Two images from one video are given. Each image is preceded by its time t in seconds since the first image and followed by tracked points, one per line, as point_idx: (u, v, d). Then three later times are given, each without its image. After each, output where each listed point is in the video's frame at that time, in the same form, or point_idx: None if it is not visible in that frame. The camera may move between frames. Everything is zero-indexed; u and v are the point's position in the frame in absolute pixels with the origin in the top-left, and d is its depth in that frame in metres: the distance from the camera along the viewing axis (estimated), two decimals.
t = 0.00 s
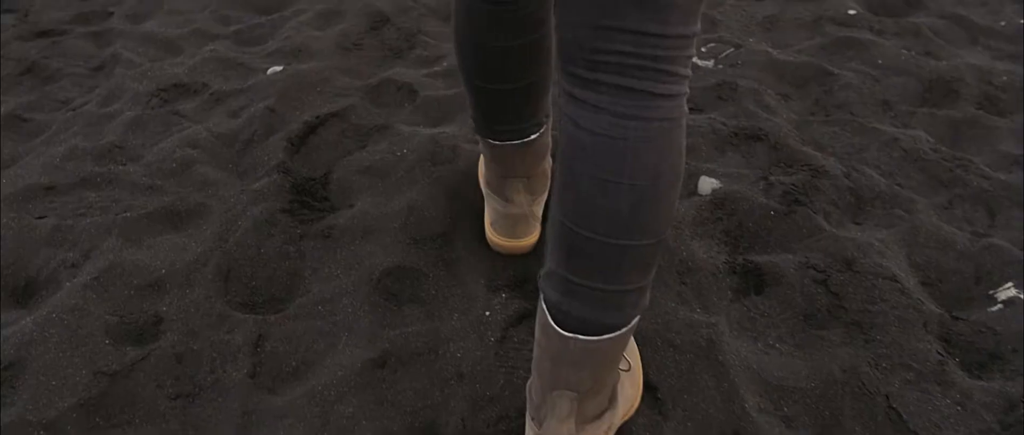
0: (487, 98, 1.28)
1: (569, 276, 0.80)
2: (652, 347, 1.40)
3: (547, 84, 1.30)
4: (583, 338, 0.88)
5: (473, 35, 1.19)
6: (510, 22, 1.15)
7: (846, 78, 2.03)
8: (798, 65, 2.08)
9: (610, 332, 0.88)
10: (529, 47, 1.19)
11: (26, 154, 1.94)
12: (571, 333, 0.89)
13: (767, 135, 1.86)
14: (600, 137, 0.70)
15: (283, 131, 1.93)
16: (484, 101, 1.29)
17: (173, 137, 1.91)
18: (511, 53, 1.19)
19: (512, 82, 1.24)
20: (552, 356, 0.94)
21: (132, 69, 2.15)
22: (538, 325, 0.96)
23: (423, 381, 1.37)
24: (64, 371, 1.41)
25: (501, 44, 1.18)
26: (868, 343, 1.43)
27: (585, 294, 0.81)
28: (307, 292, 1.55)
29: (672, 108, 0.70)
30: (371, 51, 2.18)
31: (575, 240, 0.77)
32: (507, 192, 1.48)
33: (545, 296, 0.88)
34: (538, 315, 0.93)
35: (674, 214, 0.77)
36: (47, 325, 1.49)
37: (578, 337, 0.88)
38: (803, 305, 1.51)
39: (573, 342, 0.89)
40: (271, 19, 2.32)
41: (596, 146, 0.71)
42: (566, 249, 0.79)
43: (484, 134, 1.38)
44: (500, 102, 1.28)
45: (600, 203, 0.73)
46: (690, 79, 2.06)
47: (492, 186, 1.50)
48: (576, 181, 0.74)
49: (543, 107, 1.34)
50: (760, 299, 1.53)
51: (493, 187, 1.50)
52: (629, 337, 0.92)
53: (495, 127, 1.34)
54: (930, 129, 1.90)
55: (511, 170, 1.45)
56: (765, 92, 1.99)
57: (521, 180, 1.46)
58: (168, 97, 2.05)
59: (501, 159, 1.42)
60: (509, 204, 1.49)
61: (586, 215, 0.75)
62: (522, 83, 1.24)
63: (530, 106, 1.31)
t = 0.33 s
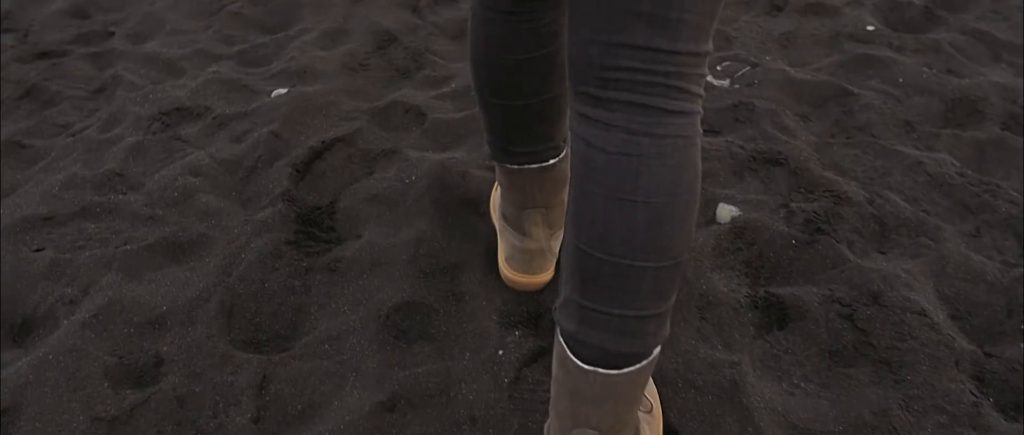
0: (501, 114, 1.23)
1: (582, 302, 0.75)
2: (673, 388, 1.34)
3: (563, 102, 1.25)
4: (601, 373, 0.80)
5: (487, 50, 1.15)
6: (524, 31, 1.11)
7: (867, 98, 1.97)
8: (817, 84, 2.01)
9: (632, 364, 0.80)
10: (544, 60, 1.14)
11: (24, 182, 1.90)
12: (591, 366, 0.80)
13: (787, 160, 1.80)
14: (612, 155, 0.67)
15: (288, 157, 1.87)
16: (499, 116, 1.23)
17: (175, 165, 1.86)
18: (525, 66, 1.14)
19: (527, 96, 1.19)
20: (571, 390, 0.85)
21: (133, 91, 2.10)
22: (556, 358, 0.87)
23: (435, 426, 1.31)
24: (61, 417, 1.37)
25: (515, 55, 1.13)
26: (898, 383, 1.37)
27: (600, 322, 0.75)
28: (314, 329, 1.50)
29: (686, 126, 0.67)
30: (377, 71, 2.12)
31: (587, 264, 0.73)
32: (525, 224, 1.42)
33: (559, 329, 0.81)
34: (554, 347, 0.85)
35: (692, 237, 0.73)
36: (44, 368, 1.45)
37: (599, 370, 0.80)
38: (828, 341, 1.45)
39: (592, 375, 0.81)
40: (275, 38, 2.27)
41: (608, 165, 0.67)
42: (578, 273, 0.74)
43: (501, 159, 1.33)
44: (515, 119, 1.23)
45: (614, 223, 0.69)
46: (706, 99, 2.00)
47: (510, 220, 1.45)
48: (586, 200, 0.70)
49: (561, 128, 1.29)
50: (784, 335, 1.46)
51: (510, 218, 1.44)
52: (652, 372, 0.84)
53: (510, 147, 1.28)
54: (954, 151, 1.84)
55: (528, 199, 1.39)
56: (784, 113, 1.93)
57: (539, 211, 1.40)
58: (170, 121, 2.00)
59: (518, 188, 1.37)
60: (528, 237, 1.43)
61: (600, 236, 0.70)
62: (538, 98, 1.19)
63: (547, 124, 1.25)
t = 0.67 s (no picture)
0: (501, 147, 1.15)
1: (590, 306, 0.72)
2: None
3: (565, 138, 1.18)
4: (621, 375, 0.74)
5: (486, 82, 1.09)
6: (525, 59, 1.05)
7: (877, 128, 1.92)
8: (825, 113, 1.97)
9: (648, 373, 0.74)
10: (546, 92, 1.08)
11: (13, 226, 1.85)
12: (606, 371, 0.75)
13: (796, 195, 1.75)
14: (614, 159, 0.66)
15: (284, 197, 1.82)
16: (500, 149, 1.16)
17: (168, 206, 1.81)
18: (525, 96, 1.08)
19: (529, 127, 1.11)
20: (586, 397, 0.79)
21: (125, 128, 2.05)
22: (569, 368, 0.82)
23: None
24: None
25: (514, 85, 1.07)
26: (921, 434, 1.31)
27: (609, 326, 0.71)
28: (311, 382, 1.44)
29: (688, 131, 0.67)
30: (375, 104, 2.07)
31: (594, 270, 0.71)
32: (530, 268, 1.37)
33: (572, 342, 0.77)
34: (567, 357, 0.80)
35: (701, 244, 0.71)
36: (30, 428, 1.38)
37: (615, 375, 0.75)
38: (845, 389, 1.38)
39: (607, 379, 0.75)
40: (270, 70, 2.22)
41: (610, 169, 0.67)
42: (585, 277, 0.72)
43: (504, 197, 1.27)
44: (514, 153, 1.16)
45: (619, 225, 0.68)
46: (713, 131, 1.95)
47: (514, 266, 1.39)
48: (589, 202, 0.69)
49: (564, 164, 1.22)
50: (799, 383, 1.39)
51: (514, 263, 1.39)
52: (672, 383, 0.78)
53: (510, 182, 1.22)
54: (968, 183, 1.79)
55: (532, 242, 1.33)
56: (792, 144, 1.88)
57: (544, 255, 1.35)
58: (162, 160, 1.95)
59: (522, 230, 1.31)
60: (534, 282, 1.38)
61: (606, 237, 0.69)
62: (540, 131, 1.13)
63: (548, 160, 1.18)
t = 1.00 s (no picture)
0: (493, 190, 1.02)
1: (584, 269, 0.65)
2: None
3: (560, 181, 1.05)
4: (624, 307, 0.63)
5: (476, 119, 0.96)
6: (518, 95, 0.93)
7: (881, 162, 1.88)
8: (827, 147, 1.93)
9: (653, 327, 0.63)
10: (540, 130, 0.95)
11: None
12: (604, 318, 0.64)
13: (800, 234, 1.71)
14: (613, 130, 0.63)
15: (274, 240, 1.77)
16: (491, 193, 1.03)
17: (155, 251, 1.76)
18: (518, 137, 0.95)
19: (522, 170, 0.99)
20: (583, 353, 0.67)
21: (112, 168, 2.00)
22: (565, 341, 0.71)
23: None
24: None
25: (506, 124, 0.94)
26: None
27: (602, 288, 0.64)
28: None
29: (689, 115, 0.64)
30: (367, 141, 2.03)
31: (592, 239, 0.64)
32: (526, 317, 1.27)
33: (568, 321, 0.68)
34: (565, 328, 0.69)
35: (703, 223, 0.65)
36: None
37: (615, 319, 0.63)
38: None
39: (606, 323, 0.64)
40: (261, 106, 2.17)
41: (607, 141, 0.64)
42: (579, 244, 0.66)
43: (497, 244, 1.13)
44: (506, 197, 1.02)
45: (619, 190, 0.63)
46: (713, 167, 1.91)
47: (510, 316, 1.30)
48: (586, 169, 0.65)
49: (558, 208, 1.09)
50: None
51: (510, 312, 1.29)
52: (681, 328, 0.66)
53: (503, 227, 1.08)
54: (976, 220, 1.75)
55: (528, 291, 1.22)
56: (794, 180, 1.84)
57: (540, 305, 1.25)
58: (150, 202, 1.90)
59: (517, 279, 1.20)
60: (531, 332, 1.29)
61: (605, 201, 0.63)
62: (535, 175, 1.00)
63: (542, 205, 1.05)
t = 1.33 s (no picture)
0: (488, 230, 0.96)
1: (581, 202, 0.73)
2: None
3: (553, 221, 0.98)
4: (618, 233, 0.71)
5: (469, 156, 0.91)
6: (513, 129, 0.88)
7: (884, 193, 1.87)
8: (830, 176, 1.92)
9: (646, 250, 0.71)
10: (537, 167, 0.90)
11: None
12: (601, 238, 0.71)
13: (803, 267, 1.67)
14: (614, 85, 0.72)
15: (263, 275, 1.71)
16: (485, 232, 0.97)
17: (141, 287, 1.70)
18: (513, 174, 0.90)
19: (518, 208, 0.93)
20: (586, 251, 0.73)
21: (98, 199, 1.95)
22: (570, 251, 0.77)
23: None
24: None
25: (501, 160, 0.89)
26: None
27: (597, 216, 0.72)
28: None
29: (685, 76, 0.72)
30: (359, 170, 1.98)
31: (591, 175, 0.72)
32: (519, 357, 1.22)
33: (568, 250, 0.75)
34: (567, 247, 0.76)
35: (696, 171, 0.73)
36: None
37: (612, 240, 0.71)
38: None
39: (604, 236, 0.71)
40: (250, 133, 2.13)
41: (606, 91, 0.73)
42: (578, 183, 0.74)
43: (491, 285, 1.08)
44: (501, 237, 0.96)
45: (618, 131, 0.71)
46: (713, 198, 1.89)
47: (504, 358, 1.25)
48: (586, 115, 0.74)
49: (552, 248, 1.02)
50: None
51: (505, 354, 1.24)
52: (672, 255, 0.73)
53: (498, 268, 1.02)
54: (981, 253, 1.74)
55: (521, 332, 1.17)
56: (795, 211, 1.82)
57: (535, 347, 1.19)
58: (137, 234, 1.85)
59: (509, 320, 1.15)
60: (526, 375, 1.23)
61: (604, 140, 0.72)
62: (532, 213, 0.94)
63: (538, 245, 0.99)
